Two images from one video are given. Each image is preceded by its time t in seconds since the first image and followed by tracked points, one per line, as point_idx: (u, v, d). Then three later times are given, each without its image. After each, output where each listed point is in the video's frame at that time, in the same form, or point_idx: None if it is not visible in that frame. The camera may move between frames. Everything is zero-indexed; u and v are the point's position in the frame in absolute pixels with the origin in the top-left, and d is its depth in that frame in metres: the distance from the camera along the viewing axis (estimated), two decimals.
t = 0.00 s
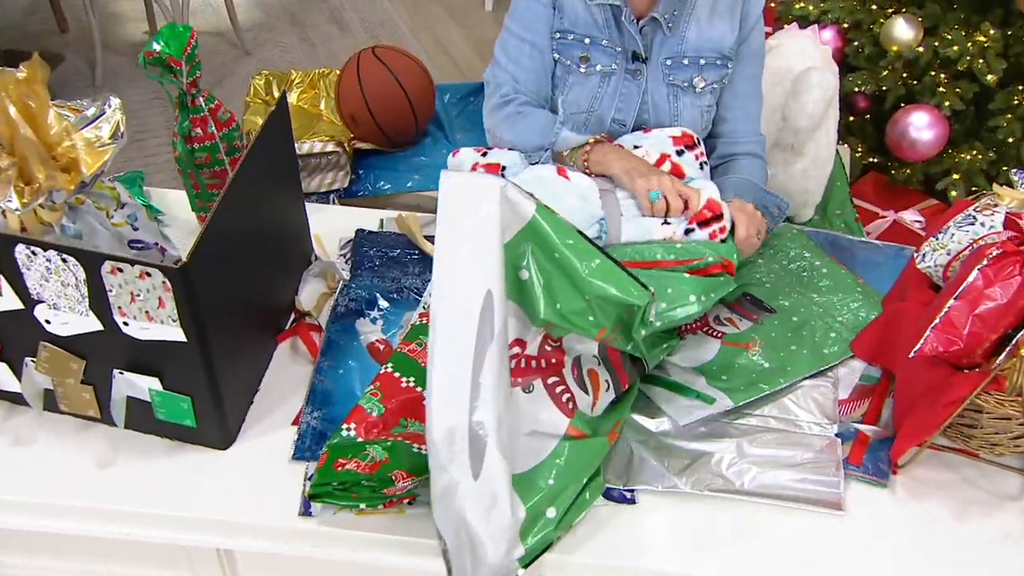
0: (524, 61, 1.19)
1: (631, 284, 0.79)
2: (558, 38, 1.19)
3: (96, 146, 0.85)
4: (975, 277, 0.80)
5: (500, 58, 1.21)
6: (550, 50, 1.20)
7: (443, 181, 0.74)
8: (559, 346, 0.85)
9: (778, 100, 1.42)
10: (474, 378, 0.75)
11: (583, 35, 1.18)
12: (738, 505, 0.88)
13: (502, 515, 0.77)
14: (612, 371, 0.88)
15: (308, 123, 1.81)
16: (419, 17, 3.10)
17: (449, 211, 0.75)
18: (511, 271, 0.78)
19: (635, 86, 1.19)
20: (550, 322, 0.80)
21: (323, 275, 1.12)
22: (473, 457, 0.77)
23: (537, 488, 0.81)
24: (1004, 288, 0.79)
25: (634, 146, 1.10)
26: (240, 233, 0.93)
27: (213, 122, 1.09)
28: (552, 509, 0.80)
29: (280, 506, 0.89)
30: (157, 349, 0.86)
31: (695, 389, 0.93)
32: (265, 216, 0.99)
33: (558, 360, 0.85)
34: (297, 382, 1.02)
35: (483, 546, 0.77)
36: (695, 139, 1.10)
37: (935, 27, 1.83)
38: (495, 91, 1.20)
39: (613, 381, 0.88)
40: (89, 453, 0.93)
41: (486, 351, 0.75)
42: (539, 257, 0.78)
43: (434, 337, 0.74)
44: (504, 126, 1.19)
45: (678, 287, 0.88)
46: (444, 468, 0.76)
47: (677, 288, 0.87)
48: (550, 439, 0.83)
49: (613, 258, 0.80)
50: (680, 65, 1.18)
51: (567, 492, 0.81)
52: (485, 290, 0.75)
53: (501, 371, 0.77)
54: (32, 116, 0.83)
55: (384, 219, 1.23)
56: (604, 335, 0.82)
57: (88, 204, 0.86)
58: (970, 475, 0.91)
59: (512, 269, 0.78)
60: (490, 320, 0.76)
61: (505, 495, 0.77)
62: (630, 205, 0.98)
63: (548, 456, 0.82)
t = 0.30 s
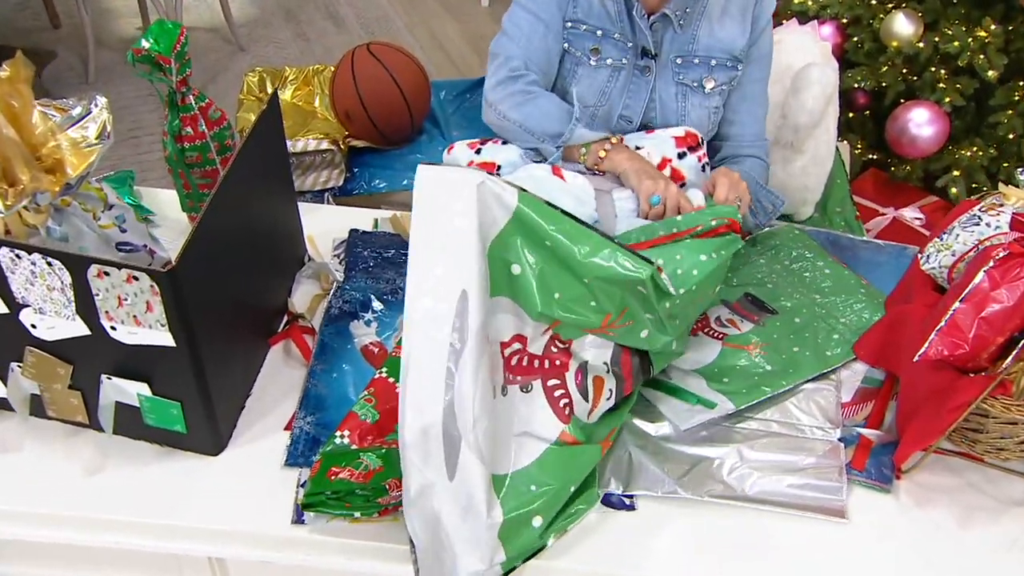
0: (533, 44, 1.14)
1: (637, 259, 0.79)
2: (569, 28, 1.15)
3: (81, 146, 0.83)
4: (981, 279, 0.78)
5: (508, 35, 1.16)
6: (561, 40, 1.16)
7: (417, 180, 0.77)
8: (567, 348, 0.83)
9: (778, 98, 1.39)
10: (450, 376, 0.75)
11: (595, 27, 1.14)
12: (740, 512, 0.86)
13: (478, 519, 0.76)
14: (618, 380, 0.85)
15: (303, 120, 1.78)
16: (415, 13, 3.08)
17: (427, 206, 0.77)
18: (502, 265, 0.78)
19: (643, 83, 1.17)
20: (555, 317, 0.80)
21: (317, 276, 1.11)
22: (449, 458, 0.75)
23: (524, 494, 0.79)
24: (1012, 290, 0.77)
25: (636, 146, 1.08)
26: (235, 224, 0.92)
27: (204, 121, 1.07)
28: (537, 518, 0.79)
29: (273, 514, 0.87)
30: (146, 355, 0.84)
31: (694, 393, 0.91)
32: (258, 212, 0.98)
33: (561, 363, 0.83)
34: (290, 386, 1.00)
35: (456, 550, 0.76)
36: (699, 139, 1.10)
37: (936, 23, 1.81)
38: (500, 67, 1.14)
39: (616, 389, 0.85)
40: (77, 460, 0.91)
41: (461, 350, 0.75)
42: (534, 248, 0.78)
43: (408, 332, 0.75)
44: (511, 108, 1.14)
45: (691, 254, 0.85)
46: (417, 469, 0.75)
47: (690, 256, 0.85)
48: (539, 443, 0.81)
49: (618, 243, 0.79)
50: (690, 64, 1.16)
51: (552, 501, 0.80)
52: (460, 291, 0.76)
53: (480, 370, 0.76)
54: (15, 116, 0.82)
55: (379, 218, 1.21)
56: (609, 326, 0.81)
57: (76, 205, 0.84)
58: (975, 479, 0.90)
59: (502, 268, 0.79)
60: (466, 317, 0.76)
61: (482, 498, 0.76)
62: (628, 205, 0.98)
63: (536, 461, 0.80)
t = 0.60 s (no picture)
0: (522, 42, 1.12)
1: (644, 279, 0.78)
2: (561, 25, 1.14)
3: (68, 141, 0.82)
4: (984, 276, 0.77)
5: (497, 37, 1.14)
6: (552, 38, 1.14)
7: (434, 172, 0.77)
8: (565, 348, 0.81)
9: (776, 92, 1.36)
10: (457, 376, 0.74)
11: (587, 23, 1.13)
12: (739, 512, 0.85)
13: (478, 524, 0.74)
14: (616, 382, 0.83)
15: (298, 115, 1.77)
16: (411, 8, 3.06)
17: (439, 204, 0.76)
18: (509, 267, 0.78)
19: (638, 79, 1.16)
20: (555, 323, 0.79)
21: (309, 273, 1.10)
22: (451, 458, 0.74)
23: (524, 500, 0.77)
24: (1015, 288, 0.76)
25: (631, 137, 1.07)
26: (230, 224, 0.91)
27: (195, 117, 1.06)
28: (536, 522, 0.77)
29: (266, 516, 0.86)
30: (135, 354, 0.82)
31: (694, 393, 0.89)
32: (251, 210, 0.97)
33: (559, 364, 0.81)
34: (284, 385, 0.99)
35: (457, 552, 0.74)
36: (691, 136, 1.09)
37: (935, 17, 1.79)
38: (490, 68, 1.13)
39: (614, 389, 0.83)
40: (67, 460, 0.90)
41: (469, 351, 0.74)
42: (541, 254, 0.78)
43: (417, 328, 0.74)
44: (502, 109, 1.13)
45: (699, 270, 0.85)
46: (420, 467, 0.73)
47: (697, 273, 0.84)
48: (539, 447, 0.79)
49: (626, 258, 0.79)
50: (686, 60, 1.15)
51: (552, 504, 0.78)
52: (469, 292, 0.75)
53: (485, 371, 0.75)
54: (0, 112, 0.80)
55: (374, 215, 1.20)
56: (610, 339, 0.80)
57: (63, 203, 0.83)
58: (977, 479, 0.89)
59: (509, 270, 0.78)
60: (474, 318, 0.75)
61: (482, 502, 0.74)
62: (629, 192, 0.97)
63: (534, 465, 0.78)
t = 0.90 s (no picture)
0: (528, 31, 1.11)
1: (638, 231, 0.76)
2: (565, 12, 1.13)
3: (58, 135, 0.82)
4: (983, 269, 0.77)
5: (508, 24, 1.13)
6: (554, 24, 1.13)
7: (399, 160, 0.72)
8: (559, 335, 0.81)
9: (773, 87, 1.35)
10: (434, 371, 0.72)
11: (591, 11, 1.13)
12: (733, 509, 0.85)
13: (460, 514, 0.74)
14: (610, 370, 0.84)
15: (293, 110, 1.75)
16: (408, 2, 3.04)
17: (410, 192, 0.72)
18: (494, 250, 0.75)
19: (640, 69, 1.16)
20: (550, 298, 0.78)
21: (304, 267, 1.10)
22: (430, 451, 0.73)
23: (508, 488, 0.76)
24: (1014, 280, 0.76)
25: (628, 138, 1.05)
26: (223, 213, 0.90)
27: (189, 110, 1.05)
28: (522, 513, 0.77)
29: (261, 511, 0.85)
30: (127, 349, 0.82)
31: (688, 389, 0.89)
32: (244, 201, 0.96)
33: (552, 351, 0.81)
34: (277, 381, 0.98)
35: (438, 542, 0.75)
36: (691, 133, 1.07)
37: (934, 10, 1.78)
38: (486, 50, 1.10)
39: (607, 378, 0.84)
40: (60, 456, 0.89)
41: (448, 344, 0.72)
42: (524, 233, 0.75)
43: (391, 322, 0.71)
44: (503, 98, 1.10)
45: (685, 220, 0.83)
46: (398, 459, 0.73)
47: (684, 223, 0.82)
48: (527, 434, 0.79)
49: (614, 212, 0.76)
50: (688, 49, 1.14)
51: (537, 496, 0.77)
52: (446, 281, 0.71)
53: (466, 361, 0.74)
54: None
55: (369, 210, 1.19)
56: (608, 306, 0.79)
57: (54, 196, 0.81)
58: (975, 473, 0.88)
59: (496, 254, 0.76)
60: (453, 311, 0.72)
61: (463, 493, 0.74)
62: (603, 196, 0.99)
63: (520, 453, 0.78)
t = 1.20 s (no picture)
0: (495, 18, 1.04)
1: (698, 226, 0.76)
2: (551, 4, 1.08)
3: (51, 127, 0.82)
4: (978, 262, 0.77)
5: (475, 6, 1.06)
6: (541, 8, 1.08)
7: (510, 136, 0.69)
8: (593, 326, 0.78)
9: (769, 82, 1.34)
10: (510, 359, 0.68)
11: (579, 2, 1.07)
12: (726, 502, 0.85)
13: (506, 506, 0.71)
14: (634, 361, 0.84)
15: (290, 106, 1.75)
16: None
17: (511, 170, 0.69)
18: (570, 240, 0.72)
19: (634, 59, 1.10)
20: (603, 284, 0.76)
21: (297, 264, 1.08)
22: (489, 442, 0.69)
23: (548, 481, 0.77)
24: (1009, 273, 0.76)
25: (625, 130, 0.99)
26: (216, 207, 0.90)
27: (184, 103, 1.05)
28: (555, 504, 0.77)
29: (257, 505, 0.85)
30: (122, 343, 0.82)
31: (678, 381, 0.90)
32: (240, 197, 0.96)
33: (588, 343, 0.78)
34: (269, 376, 0.98)
35: (478, 530, 0.72)
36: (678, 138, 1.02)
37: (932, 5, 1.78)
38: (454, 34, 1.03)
39: (632, 371, 0.84)
40: (56, 449, 0.89)
41: (526, 333, 0.69)
42: (600, 221, 0.73)
43: (472, 302, 0.67)
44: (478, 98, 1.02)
45: (711, 212, 0.83)
46: (455, 447, 0.68)
47: (713, 216, 0.82)
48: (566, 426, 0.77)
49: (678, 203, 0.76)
50: (684, 39, 1.09)
51: (569, 487, 0.78)
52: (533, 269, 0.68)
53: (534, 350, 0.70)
54: None
55: (362, 205, 1.19)
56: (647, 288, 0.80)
57: (48, 188, 0.82)
58: (971, 466, 0.88)
59: (570, 241, 0.72)
60: (535, 298, 0.69)
61: (513, 486, 0.71)
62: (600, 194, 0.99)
63: (562, 442, 0.77)
